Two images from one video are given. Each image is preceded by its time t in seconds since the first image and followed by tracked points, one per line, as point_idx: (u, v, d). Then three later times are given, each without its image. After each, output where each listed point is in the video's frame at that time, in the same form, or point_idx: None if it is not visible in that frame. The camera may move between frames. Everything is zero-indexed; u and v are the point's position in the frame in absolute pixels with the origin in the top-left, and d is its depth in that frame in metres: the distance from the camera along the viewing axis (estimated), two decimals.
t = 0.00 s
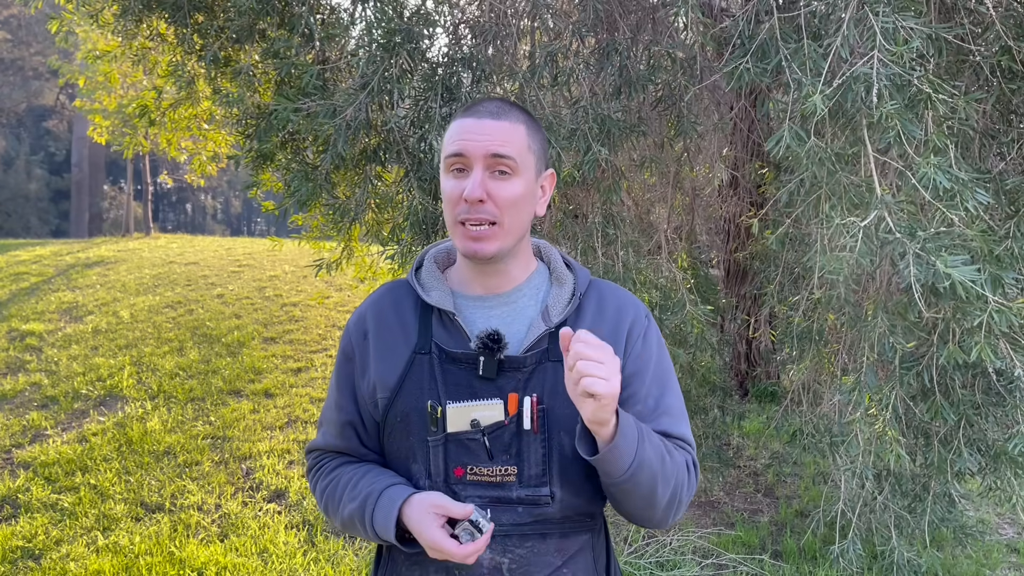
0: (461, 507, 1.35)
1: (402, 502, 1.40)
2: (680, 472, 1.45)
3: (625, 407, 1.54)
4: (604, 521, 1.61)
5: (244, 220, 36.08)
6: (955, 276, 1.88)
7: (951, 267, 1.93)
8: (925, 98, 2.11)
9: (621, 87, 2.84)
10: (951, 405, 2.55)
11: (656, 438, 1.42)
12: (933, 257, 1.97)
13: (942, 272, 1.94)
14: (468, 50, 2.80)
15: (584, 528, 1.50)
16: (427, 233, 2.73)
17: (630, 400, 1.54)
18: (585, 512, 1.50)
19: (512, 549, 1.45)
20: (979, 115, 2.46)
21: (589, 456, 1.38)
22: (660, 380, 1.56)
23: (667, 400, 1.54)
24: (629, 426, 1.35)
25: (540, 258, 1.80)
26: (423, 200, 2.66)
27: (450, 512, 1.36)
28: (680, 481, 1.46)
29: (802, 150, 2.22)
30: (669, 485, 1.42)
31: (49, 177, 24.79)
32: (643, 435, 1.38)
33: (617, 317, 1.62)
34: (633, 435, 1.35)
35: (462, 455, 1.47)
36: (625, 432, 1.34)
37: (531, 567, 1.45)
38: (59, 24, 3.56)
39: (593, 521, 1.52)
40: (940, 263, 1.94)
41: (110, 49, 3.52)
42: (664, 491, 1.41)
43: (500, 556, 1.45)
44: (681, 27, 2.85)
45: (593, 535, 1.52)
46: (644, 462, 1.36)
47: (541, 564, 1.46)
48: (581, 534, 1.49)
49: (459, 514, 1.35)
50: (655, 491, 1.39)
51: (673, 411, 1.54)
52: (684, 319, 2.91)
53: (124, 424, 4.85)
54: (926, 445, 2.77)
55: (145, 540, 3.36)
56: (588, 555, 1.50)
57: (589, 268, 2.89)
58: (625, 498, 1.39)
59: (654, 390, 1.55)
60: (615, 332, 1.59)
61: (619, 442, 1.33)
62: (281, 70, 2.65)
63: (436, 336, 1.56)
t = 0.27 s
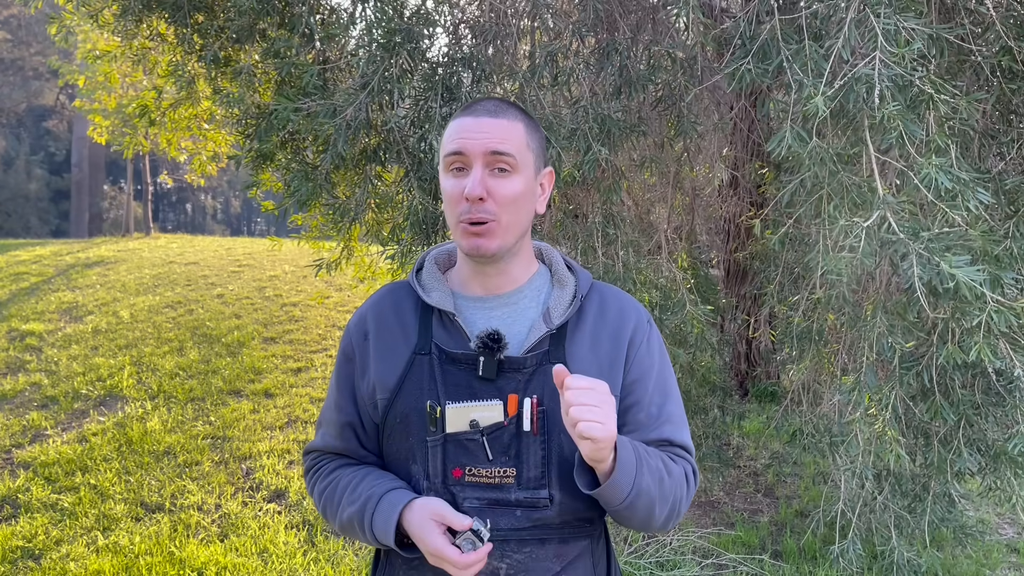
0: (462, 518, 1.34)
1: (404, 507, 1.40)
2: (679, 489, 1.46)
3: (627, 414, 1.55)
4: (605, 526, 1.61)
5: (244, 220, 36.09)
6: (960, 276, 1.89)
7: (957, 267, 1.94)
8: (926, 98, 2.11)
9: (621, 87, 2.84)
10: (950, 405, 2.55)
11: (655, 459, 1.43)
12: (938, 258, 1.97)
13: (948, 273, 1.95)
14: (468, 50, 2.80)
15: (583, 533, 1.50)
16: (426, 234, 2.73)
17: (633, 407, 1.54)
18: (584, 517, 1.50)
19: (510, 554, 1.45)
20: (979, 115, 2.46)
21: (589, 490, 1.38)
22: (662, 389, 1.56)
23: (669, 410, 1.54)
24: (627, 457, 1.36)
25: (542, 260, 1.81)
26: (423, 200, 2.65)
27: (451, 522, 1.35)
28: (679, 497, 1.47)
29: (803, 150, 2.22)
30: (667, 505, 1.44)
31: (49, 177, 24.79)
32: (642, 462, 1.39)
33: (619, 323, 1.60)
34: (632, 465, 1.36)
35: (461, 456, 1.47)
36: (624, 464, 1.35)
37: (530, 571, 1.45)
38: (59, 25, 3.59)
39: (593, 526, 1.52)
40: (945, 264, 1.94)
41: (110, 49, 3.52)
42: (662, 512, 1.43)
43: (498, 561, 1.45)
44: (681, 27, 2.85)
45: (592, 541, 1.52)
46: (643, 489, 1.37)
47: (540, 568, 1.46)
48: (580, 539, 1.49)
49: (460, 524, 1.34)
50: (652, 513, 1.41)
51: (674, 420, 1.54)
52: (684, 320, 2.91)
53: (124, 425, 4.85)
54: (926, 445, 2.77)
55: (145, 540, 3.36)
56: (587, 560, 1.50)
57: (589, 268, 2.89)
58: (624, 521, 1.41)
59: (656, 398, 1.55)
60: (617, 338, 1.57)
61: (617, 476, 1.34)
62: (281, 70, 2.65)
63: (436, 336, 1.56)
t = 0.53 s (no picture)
0: (464, 518, 1.35)
1: (403, 509, 1.40)
2: (699, 480, 1.47)
3: (627, 412, 1.54)
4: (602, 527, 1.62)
5: (244, 220, 36.09)
6: (964, 277, 1.90)
7: (960, 267, 1.94)
8: (926, 98, 2.11)
9: (621, 87, 2.84)
10: (950, 405, 2.55)
11: (673, 463, 1.43)
12: (941, 258, 1.97)
13: (951, 273, 1.95)
14: (468, 50, 2.80)
15: (583, 533, 1.51)
16: (427, 234, 2.73)
17: (632, 404, 1.54)
18: (585, 517, 1.50)
19: (513, 553, 1.45)
20: (979, 115, 2.46)
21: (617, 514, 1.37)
22: (660, 382, 1.57)
23: (669, 403, 1.54)
24: (648, 477, 1.35)
25: (541, 264, 1.81)
26: (423, 200, 2.65)
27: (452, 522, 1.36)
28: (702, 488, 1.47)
29: (803, 150, 2.22)
30: (694, 499, 1.45)
31: (49, 177, 24.79)
32: (663, 476, 1.39)
33: (617, 323, 1.60)
34: (653, 484, 1.35)
35: (463, 456, 1.47)
36: (647, 488, 1.34)
37: (531, 571, 1.46)
38: (59, 25, 3.57)
39: (592, 525, 1.53)
40: (949, 264, 1.95)
41: (110, 49, 3.52)
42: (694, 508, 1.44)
43: (501, 560, 1.45)
44: (681, 27, 2.85)
45: (592, 540, 1.53)
46: (669, 504, 1.37)
47: (542, 568, 1.46)
48: (581, 539, 1.50)
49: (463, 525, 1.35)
50: (684, 514, 1.41)
51: (675, 412, 1.54)
52: (684, 320, 2.91)
53: (124, 425, 4.85)
54: (926, 445, 2.78)
55: (145, 540, 3.36)
56: (587, 560, 1.51)
57: (589, 268, 2.89)
58: (659, 531, 1.41)
59: (655, 392, 1.55)
60: (615, 339, 1.57)
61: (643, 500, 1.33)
62: (282, 70, 2.65)
63: (437, 337, 1.56)
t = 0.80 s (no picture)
0: (463, 514, 1.35)
1: (403, 507, 1.40)
2: (678, 462, 1.45)
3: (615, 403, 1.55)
4: (599, 523, 1.62)
5: (244, 220, 36.10)
6: (964, 276, 1.89)
7: (959, 267, 1.94)
8: (926, 98, 2.11)
9: (621, 87, 2.84)
10: (950, 405, 2.55)
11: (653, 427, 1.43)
12: (940, 258, 1.97)
13: (950, 273, 1.95)
14: (468, 50, 2.80)
15: (582, 527, 1.50)
16: (427, 233, 2.73)
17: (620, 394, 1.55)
18: (583, 511, 1.50)
19: (511, 548, 1.45)
20: (979, 115, 2.46)
21: (588, 439, 1.36)
22: (650, 375, 1.57)
23: (656, 393, 1.55)
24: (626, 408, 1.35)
25: (536, 260, 1.81)
26: (423, 200, 2.65)
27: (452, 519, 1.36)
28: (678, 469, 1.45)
29: (802, 150, 2.22)
30: (671, 475, 1.42)
31: (49, 177, 24.78)
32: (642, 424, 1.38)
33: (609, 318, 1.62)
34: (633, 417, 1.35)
35: (460, 452, 1.47)
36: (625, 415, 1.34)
37: (530, 567, 1.45)
38: (59, 25, 3.57)
39: (590, 520, 1.52)
40: (948, 264, 1.95)
41: (110, 49, 3.52)
42: (666, 482, 1.40)
43: (499, 556, 1.46)
44: (681, 27, 2.85)
45: (589, 535, 1.53)
46: (645, 445, 1.36)
47: (540, 563, 1.46)
48: (580, 533, 1.50)
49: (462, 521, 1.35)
50: (658, 482, 1.39)
51: (662, 405, 1.54)
52: (684, 319, 2.92)
53: (124, 425, 4.85)
54: (926, 445, 2.78)
55: (145, 540, 3.36)
56: (586, 555, 1.51)
57: (589, 268, 2.89)
58: (627, 488, 1.37)
59: (643, 384, 1.55)
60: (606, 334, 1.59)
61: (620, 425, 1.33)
62: (281, 70, 2.65)
63: (432, 334, 1.56)
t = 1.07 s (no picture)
0: (459, 517, 1.35)
1: (397, 509, 1.39)
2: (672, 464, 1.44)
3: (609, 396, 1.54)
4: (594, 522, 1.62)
5: (243, 220, 36.14)
6: (962, 276, 1.88)
7: (955, 267, 1.92)
8: (925, 98, 2.11)
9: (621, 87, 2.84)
10: (950, 405, 2.56)
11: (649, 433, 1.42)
12: (937, 258, 1.96)
13: (946, 273, 1.93)
14: (468, 50, 2.80)
15: (577, 525, 1.50)
16: (426, 233, 2.73)
17: (615, 387, 1.54)
18: (578, 508, 1.50)
19: (506, 547, 1.45)
20: (979, 115, 2.46)
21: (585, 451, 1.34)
22: (645, 371, 1.57)
23: (652, 389, 1.54)
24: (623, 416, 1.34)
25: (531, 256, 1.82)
26: (423, 200, 2.65)
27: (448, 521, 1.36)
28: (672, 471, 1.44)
29: (802, 150, 2.23)
30: (664, 480, 1.41)
31: (49, 177, 24.78)
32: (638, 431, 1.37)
33: (604, 313, 1.62)
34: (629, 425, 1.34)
35: (455, 449, 1.47)
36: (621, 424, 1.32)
37: (525, 565, 1.45)
38: (59, 25, 3.57)
39: (585, 518, 1.53)
40: (945, 264, 1.94)
41: (110, 48, 3.52)
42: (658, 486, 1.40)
43: (494, 554, 1.45)
44: (681, 27, 2.85)
45: (584, 533, 1.53)
46: (639, 453, 1.35)
47: (536, 562, 1.45)
48: (575, 531, 1.50)
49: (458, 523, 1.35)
50: (652, 487, 1.38)
51: (658, 401, 1.53)
52: (684, 319, 2.92)
53: (124, 424, 4.85)
54: (926, 445, 2.78)
55: (145, 540, 3.36)
56: (581, 552, 1.51)
57: (588, 267, 2.89)
58: (621, 493, 1.37)
59: (638, 379, 1.55)
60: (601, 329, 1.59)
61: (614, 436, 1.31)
62: (282, 70, 2.65)
63: (427, 331, 1.57)
